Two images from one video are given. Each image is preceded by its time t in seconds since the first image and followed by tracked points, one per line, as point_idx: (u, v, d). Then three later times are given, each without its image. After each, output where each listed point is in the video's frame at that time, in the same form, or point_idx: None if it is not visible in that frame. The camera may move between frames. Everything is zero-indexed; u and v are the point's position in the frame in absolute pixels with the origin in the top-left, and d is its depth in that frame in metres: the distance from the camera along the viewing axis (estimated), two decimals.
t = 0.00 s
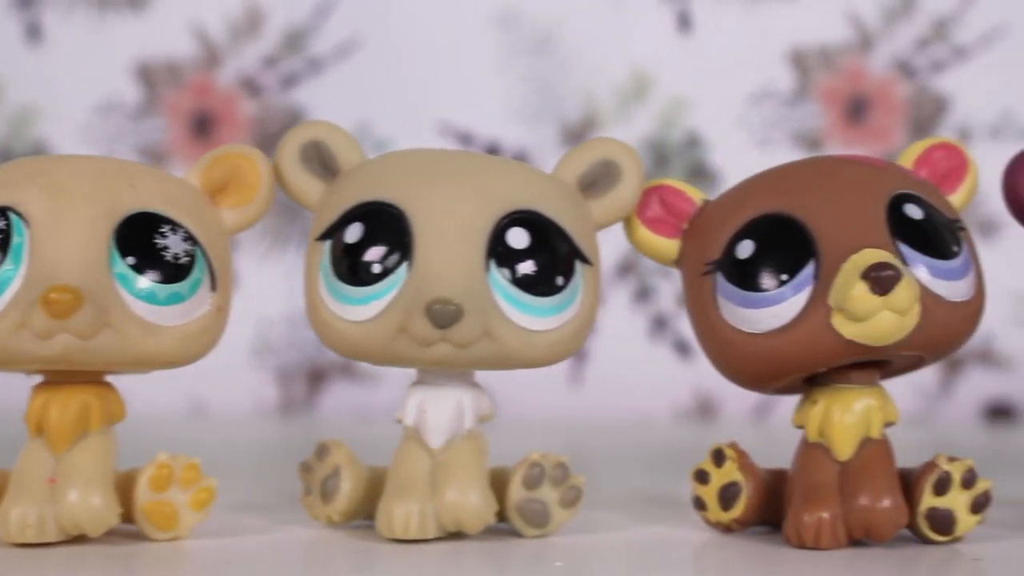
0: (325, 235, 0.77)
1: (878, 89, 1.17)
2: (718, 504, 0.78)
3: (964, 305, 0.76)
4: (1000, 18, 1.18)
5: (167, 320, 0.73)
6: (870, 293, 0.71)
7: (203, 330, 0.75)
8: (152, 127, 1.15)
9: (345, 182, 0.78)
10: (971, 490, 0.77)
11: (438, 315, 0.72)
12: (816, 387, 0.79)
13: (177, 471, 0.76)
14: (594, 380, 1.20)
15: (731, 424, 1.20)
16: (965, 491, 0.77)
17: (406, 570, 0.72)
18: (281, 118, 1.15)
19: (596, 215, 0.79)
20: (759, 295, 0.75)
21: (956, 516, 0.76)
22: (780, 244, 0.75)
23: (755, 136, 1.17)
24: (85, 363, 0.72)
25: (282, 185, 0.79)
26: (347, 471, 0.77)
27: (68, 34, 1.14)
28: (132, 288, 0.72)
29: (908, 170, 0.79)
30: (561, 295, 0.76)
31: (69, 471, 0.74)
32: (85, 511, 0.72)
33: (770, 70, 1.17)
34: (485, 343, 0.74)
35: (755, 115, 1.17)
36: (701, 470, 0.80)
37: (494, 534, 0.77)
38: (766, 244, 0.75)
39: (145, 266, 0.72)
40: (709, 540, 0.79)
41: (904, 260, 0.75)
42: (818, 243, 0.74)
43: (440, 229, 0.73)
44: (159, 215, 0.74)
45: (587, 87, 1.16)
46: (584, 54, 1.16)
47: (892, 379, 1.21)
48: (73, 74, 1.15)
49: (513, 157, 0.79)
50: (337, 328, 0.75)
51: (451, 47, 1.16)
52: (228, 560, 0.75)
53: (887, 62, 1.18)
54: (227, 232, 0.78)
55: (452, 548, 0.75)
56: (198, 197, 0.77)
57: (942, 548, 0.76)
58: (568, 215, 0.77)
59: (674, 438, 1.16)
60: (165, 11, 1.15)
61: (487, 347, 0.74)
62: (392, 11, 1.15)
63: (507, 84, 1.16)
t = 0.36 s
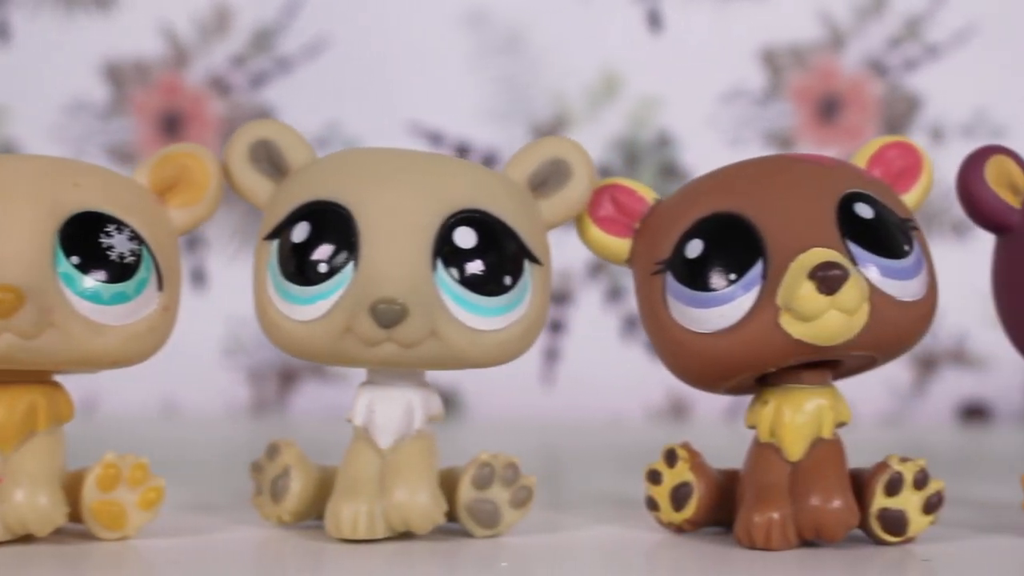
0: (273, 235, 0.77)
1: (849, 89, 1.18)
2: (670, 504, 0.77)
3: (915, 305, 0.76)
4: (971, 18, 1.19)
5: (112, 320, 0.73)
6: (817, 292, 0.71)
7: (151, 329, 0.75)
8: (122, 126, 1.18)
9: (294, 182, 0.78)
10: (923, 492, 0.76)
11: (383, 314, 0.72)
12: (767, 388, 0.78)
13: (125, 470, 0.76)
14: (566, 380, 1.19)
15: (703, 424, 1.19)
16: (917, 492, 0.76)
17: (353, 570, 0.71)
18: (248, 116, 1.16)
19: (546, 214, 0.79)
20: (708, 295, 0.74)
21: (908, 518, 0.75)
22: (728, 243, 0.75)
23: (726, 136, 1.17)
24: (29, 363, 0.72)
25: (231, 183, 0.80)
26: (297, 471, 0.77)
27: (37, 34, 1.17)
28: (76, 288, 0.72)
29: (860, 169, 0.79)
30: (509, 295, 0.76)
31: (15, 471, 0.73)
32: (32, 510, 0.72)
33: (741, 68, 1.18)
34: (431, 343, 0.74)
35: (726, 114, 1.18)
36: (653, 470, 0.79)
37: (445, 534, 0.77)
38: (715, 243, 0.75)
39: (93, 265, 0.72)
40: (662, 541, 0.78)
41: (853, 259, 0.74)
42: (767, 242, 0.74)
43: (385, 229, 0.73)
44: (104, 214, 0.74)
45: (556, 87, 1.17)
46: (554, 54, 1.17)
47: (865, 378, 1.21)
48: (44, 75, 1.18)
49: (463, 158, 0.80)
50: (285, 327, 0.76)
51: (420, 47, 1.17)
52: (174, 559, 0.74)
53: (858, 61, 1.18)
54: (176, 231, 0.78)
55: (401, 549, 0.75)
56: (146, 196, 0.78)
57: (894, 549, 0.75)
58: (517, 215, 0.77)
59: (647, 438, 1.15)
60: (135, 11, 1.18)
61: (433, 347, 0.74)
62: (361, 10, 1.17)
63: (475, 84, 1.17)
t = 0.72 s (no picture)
0: (227, 233, 0.77)
1: (824, 88, 1.17)
2: (627, 505, 0.77)
3: (873, 304, 0.75)
4: (946, 16, 1.18)
5: (63, 319, 0.73)
6: (771, 291, 0.70)
7: (102, 328, 0.75)
8: (92, 124, 1.17)
9: (249, 180, 0.78)
10: (881, 492, 0.75)
11: (334, 313, 0.71)
12: (725, 387, 0.78)
13: (76, 470, 0.75)
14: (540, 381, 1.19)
15: (678, 425, 1.19)
16: (876, 492, 0.75)
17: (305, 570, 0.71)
18: (219, 114, 1.16)
19: (502, 213, 0.79)
20: (664, 294, 0.74)
21: (866, 518, 0.75)
22: (684, 242, 0.74)
23: (699, 135, 1.17)
24: None
25: (186, 181, 0.80)
26: (252, 471, 0.77)
27: (8, 31, 1.17)
28: (27, 287, 0.71)
29: (819, 168, 0.79)
30: (463, 293, 0.75)
31: None
32: None
33: (714, 66, 1.17)
34: (383, 341, 0.74)
35: (699, 113, 1.17)
36: (612, 471, 0.78)
37: (400, 534, 0.76)
38: (670, 242, 0.74)
39: (44, 264, 0.72)
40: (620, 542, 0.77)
41: (810, 258, 0.74)
42: (723, 240, 0.73)
43: (338, 227, 0.73)
44: (56, 212, 0.74)
45: (530, 85, 1.17)
46: (527, 53, 1.17)
47: (842, 379, 1.20)
48: (15, 73, 1.17)
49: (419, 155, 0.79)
50: (238, 326, 0.75)
51: (392, 46, 1.17)
52: (123, 561, 0.73)
53: (833, 59, 1.18)
54: (128, 230, 0.79)
55: (355, 549, 0.74)
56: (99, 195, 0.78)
57: (852, 549, 0.74)
58: (472, 213, 0.77)
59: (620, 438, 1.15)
60: (106, 9, 1.17)
61: (386, 345, 0.74)
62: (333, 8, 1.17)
63: (447, 82, 1.17)
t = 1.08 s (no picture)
0: (189, 231, 0.76)
1: (801, 85, 1.17)
2: (590, 505, 0.76)
3: (838, 303, 0.75)
4: (924, 14, 1.17)
5: (23, 317, 0.72)
6: (734, 290, 0.70)
7: (62, 326, 0.74)
8: (66, 122, 1.16)
9: (211, 178, 0.77)
10: (845, 492, 0.75)
11: (293, 311, 0.71)
12: (688, 387, 0.77)
13: (34, 470, 0.75)
14: (513, 380, 1.18)
15: (652, 425, 1.18)
16: (840, 492, 0.75)
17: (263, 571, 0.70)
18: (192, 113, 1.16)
19: (466, 211, 0.78)
20: (629, 292, 0.73)
21: (830, 518, 0.74)
22: (648, 240, 0.73)
23: (674, 132, 1.17)
24: None
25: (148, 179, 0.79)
26: (212, 471, 0.76)
27: None
28: None
29: (786, 166, 0.78)
30: (425, 292, 0.74)
31: None
32: None
33: (690, 63, 1.17)
34: (344, 339, 0.73)
35: (675, 111, 1.17)
36: (575, 470, 0.78)
37: (362, 534, 0.76)
38: (634, 240, 0.74)
39: (4, 262, 0.71)
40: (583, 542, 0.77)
41: (774, 256, 0.73)
42: (686, 239, 0.73)
43: (298, 224, 0.72)
44: (16, 210, 0.73)
45: (504, 83, 1.16)
46: (502, 50, 1.16)
47: (818, 379, 1.19)
48: None
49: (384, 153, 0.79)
50: (199, 325, 0.74)
51: (366, 43, 1.16)
52: (79, 559, 0.72)
53: (810, 56, 1.17)
54: (89, 229, 0.78)
55: (316, 548, 0.74)
56: (60, 194, 0.77)
57: (817, 551, 0.73)
58: (436, 211, 0.76)
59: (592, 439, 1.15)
60: (79, 6, 1.16)
61: (347, 344, 0.73)
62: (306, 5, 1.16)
63: (420, 80, 1.16)
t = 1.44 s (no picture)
0: (155, 228, 0.75)
1: (780, 83, 1.15)
2: (557, 505, 0.76)
3: (810, 301, 0.74)
4: (904, 11, 1.17)
5: None
6: (702, 289, 0.69)
7: (28, 325, 0.74)
8: (41, 119, 1.15)
9: (179, 175, 0.76)
10: (814, 492, 0.74)
11: (259, 310, 0.70)
12: (657, 386, 0.77)
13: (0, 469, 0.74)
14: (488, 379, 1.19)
15: (627, 424, 1.19)
16: (808, 492, 0.74)
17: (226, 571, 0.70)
18: (168, 110, 1.15)
19: (435, 210, 0.77)
20: (597, 291, 0.72)
21: (798, 518, 0.74)
22: (617, 238, 0.73)
23: (652, 130, 1.16)
24: None
25: (117, 177, 0.77)
26: (177, 470, 0.76)
27: None
28: None
29: (758, 166, 0.77)
30: (393, 290, 0.73)
31: None
32: None
33: (669, 61, 1.16)
34: (310, 338, 0.72)
35: (653, 108, 1.16)
36: (542, 470, 0.77)
37: (328, 534, 0.76)
38: (603, 238, 0.73)
39: None
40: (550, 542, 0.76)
41: (744, 255, 0.72)
42: (656, 237, 0.72)
43: (265, 221, 0.71)
44: None
45: (480, 80, 1.15)
46: (479, 48, 1.15)
47: (793, 378, 1.19)
48: None
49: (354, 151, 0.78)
50: (166, 323, 0.73)
51: (343, 41, 1.15)
52: (42, 559, 0.72)
53: (789, 54, 1.16)
54: (56, 227, 0.77)
55: (282, 549, 0.73)
56: (27, 191, 0.75)
57: (784, 550, 0.73)
58: (405, 209, 0.75)
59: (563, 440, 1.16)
60: (55, 3, 1.15)
61: (314, 343, 0.72)
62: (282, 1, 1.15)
63: (397, 78, 1.15)
